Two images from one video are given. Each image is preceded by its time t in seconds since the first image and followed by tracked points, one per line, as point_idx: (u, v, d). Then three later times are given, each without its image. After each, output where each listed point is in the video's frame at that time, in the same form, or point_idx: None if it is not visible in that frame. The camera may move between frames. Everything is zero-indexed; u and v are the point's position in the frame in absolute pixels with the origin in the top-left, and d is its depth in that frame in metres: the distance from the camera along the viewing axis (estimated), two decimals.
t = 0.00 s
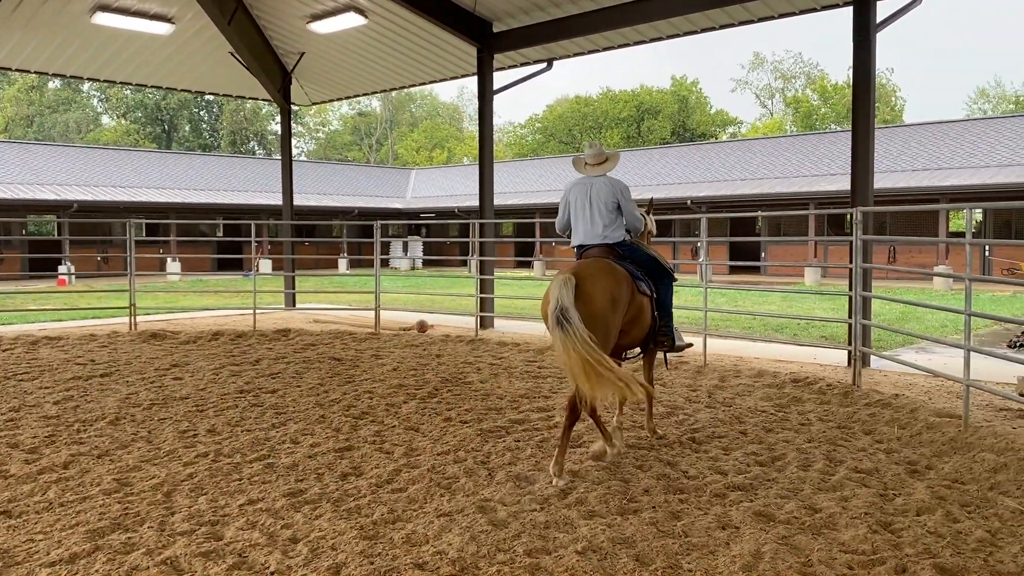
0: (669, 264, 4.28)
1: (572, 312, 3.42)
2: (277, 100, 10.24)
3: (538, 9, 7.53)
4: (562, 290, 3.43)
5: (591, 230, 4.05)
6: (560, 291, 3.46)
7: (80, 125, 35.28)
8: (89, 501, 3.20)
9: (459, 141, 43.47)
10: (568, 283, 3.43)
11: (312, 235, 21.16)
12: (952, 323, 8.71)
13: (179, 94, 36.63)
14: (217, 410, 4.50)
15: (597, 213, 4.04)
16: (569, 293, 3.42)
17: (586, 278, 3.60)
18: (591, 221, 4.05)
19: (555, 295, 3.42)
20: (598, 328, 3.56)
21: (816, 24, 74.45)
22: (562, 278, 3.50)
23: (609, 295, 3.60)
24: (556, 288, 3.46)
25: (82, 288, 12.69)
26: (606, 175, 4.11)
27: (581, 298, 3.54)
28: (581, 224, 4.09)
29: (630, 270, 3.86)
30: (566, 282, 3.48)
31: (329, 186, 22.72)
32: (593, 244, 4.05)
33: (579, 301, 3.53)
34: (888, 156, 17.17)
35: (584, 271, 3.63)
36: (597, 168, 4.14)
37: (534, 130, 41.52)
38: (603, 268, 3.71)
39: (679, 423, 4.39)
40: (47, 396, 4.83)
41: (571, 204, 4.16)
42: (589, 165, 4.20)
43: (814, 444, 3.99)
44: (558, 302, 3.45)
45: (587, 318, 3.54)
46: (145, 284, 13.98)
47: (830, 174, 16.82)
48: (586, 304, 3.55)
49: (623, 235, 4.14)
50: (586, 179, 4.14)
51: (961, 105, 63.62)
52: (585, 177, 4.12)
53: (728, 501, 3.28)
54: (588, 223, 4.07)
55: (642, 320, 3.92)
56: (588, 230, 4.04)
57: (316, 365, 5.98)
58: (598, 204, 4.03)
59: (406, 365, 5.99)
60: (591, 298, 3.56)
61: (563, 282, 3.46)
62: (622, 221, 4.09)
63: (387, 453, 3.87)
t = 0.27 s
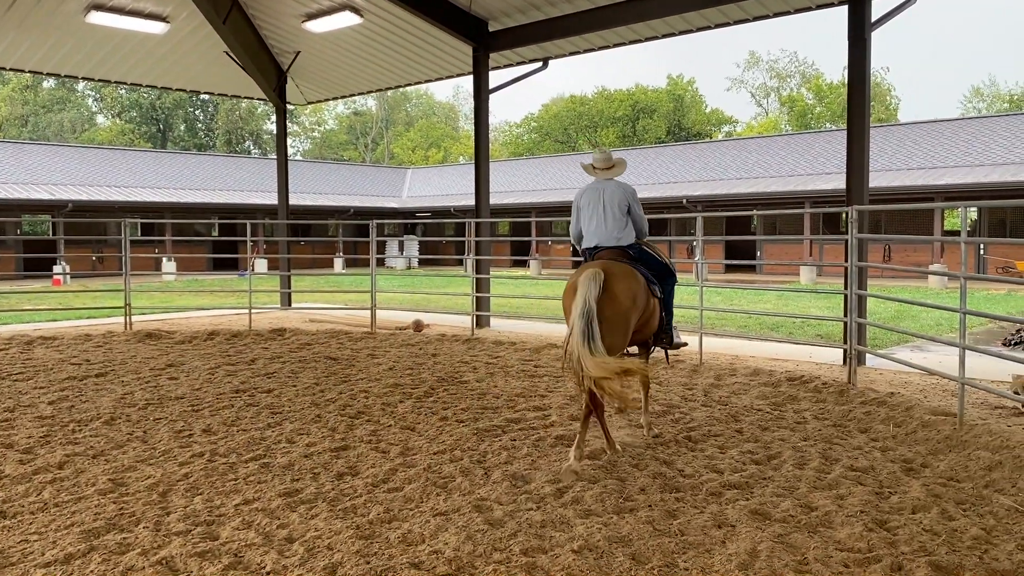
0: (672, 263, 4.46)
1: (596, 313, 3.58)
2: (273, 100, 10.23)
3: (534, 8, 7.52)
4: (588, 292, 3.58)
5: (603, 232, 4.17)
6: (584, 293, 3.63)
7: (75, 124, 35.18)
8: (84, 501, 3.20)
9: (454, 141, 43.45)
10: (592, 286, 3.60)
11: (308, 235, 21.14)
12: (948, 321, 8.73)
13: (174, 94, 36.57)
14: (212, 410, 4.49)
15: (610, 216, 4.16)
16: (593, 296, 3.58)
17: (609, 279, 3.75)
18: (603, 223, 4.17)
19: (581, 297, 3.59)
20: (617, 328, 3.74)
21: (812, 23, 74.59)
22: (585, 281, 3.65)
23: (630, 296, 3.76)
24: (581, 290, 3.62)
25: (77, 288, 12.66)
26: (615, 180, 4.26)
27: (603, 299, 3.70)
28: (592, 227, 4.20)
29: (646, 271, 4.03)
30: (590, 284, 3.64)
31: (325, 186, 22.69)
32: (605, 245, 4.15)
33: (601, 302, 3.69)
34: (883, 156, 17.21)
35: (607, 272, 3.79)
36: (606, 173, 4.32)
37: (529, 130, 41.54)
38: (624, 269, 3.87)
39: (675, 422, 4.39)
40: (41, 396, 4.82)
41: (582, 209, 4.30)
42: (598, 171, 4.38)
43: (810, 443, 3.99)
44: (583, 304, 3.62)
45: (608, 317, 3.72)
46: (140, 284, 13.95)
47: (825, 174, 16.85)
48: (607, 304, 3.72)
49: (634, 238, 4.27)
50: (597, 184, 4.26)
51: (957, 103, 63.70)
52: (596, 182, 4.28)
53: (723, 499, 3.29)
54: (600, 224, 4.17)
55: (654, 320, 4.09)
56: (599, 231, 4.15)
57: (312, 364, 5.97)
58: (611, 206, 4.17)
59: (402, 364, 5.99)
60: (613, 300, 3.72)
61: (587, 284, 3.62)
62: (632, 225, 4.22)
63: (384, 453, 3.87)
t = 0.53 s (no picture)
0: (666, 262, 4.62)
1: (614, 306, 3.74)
2: (272, 99, 10.22)
3: (532, 8, 7.51)
4: (608, 285, 3.73)
5: (613, 230, 4.38)
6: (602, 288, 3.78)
7: (73, 124, 35.14)
8: (85, 502, 3.20)
9: (453, 140, 43.43)
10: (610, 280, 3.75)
11: (307, 235, 21.13)
12: (947, 320, 8.72)
13: (172, 93, 36.57)
14: (212, 410, 4.49)
15: (620, 215, 4.39)
16: (613, 289, 3.74)
17: (623, 272, 3.91)
18: (612, 222, 4.39)
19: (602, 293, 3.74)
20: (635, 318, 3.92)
21: (811, 22, 74.60)
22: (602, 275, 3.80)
23: (645, 286, 3.93)
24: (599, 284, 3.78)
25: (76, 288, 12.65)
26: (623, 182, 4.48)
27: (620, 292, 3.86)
28: (603, 225, 4.41)
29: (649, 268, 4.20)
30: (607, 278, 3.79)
31: (325, 186, 22.69)
32: (614, 243, 4.38)
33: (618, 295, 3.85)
34: (883, 154, 17.22)
35: (621, 265, 3.95)
36: (611, 174, 4.55)
37: (528, 129, 41.54)
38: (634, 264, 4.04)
39: (674, 421, 4.39)
40: (41, 397, 4.82)
41: (591, 208, 4.49)
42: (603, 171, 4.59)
43: (809, 442, 4.00)
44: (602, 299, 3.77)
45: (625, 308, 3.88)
46: (140, 285, 13.94)
47: (824, 172, 16.85)
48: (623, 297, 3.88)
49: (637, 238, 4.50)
50: (606, 185, 4.47)
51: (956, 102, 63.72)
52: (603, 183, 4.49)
53: (723, 498, 3.29)
54: (610, 224, 4.39)
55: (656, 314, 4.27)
56: (610, 230, 4.36)
57: (312, 364, 5.97)
58: (620, 206, 4.39)
59: (402, 364, 5.99)
60: (629, 292, 3.88)
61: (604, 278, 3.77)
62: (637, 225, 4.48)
63: (384, 452, 3.87)
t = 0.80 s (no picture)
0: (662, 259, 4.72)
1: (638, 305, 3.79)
2: (273, 100, 10.22)
3: (533, 8, 7.51)
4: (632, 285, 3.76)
5: (617, 230, 4.43)
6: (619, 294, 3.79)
7: (75, 126, 35.19)
8: (87, 502, 3.20)
9: (454, 141, 43.45)
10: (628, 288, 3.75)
11: (308, 236, 21.12)
12: (948, 320, 8.72)
13: (174, 95, 36.61)
14: (212, 411, 4.49)
15: (623, 214, 4.45)
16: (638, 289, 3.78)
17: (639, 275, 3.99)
18: (615, 222, 4.44)
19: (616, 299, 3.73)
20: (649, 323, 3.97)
21: (812, 22, 74.59)
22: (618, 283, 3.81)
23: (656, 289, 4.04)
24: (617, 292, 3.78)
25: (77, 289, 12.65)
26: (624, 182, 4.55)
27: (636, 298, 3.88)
28: (607, 224, 4.45)
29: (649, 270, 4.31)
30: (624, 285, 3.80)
31: (326, 187, 22.70)
32: (617, 242, 4.43)
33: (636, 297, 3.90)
34: (884, 154, 17.21)
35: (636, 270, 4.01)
36: (614, 175, 4.59)
37: (529, 130, 41.55)
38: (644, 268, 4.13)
39: (676, 422, 4.39)
40: (43, 398, 4.81)
41: (593, 207, 4.53)
42: (605, 172, 4.63)
43: (811, 442, 4.00)
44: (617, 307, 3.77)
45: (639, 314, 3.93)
46: (141, 286, 13.94)
47: (825, 172, 16.85)
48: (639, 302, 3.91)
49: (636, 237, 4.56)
50: (609, 184, 4.53)
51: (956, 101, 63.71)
52: (606, 184, 4.54)
53: (726, 498, 3.29)
54: (614, 224, 4.44)
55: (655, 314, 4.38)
56: (614, 228, 4.40)
57: (313, 364, 5.97)
58: (625, 206, 4.46)
59: (403, 364, 5.99)
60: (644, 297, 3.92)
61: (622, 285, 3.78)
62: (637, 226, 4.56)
63: (386, 453, 3.87)
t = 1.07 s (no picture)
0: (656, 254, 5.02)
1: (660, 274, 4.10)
2: (275, 101, 10.23)
3: (535, 9, 7.52)
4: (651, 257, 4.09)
5: (618, 234, 4.69)
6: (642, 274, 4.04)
7: (78, 128, 35.28)
8: (90, 504, 3.20)
9: (456, 142, 43.47)
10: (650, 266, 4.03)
11: (311, 237, 21.14)
12: (951, 321, 8.71)
13: (177, 96, 36.69)
14: (215, 412, 4.49)
15: (624, 220, 4.71)
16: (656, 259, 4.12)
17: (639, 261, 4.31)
18: (616, 227, 4.70)
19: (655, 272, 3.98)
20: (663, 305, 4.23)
21: (814, 23, 74.58)
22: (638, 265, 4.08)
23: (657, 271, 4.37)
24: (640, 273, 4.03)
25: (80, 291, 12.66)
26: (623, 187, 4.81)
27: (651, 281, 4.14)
28: (608, 229, 4.71)
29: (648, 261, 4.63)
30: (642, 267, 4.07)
31: (329, 188, 22.72)
32: (618, 245, 4.68)
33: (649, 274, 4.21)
34: (887, 155, 17.20)
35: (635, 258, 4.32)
36: (615, 180, 4.82)
37: (531, 131, 41.57)
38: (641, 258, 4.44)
39: (679, 423, 4.38)
40: (47, 400, 4.83)
41: (596, 212, 4.78)
42: (606, 177, 4.85)
43: (814, 443, 3.99)
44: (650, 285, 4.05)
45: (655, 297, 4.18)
46: (144, 287, 13.95)
47: (827, 173, 16.85)
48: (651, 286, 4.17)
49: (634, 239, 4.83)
50: (610, 189, 4.78)
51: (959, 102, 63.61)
52: (608, 190, 4.79)
53: (728, 500, 3.29)
54: (615, 229, 4.70)
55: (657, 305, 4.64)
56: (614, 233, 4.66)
57: (316, 366, 5.98)
58: (625, 212, 4.73)
59: (406, 366, 5.99)
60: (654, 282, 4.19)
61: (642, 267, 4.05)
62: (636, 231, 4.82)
63: (388, 454, 3.87)
